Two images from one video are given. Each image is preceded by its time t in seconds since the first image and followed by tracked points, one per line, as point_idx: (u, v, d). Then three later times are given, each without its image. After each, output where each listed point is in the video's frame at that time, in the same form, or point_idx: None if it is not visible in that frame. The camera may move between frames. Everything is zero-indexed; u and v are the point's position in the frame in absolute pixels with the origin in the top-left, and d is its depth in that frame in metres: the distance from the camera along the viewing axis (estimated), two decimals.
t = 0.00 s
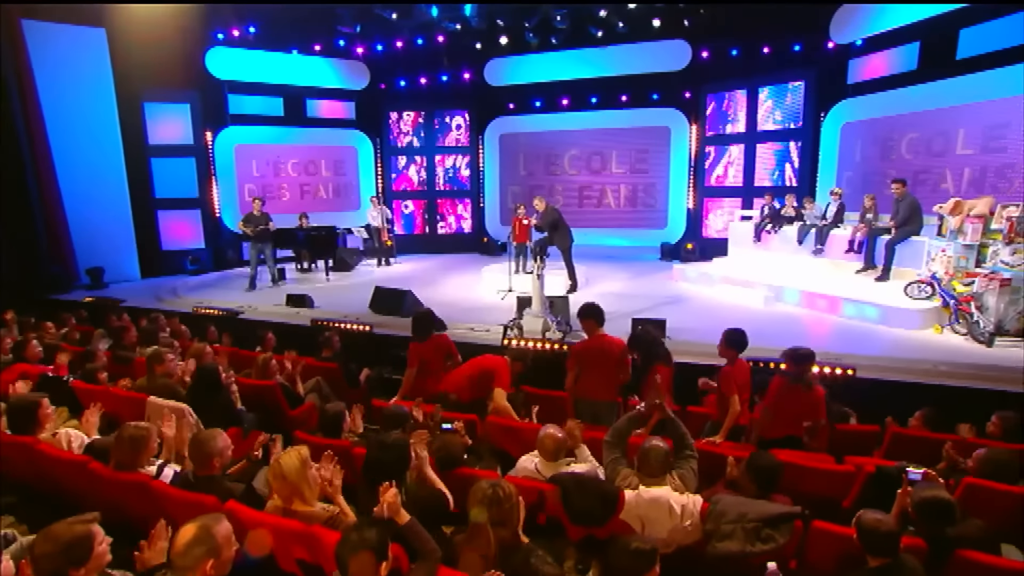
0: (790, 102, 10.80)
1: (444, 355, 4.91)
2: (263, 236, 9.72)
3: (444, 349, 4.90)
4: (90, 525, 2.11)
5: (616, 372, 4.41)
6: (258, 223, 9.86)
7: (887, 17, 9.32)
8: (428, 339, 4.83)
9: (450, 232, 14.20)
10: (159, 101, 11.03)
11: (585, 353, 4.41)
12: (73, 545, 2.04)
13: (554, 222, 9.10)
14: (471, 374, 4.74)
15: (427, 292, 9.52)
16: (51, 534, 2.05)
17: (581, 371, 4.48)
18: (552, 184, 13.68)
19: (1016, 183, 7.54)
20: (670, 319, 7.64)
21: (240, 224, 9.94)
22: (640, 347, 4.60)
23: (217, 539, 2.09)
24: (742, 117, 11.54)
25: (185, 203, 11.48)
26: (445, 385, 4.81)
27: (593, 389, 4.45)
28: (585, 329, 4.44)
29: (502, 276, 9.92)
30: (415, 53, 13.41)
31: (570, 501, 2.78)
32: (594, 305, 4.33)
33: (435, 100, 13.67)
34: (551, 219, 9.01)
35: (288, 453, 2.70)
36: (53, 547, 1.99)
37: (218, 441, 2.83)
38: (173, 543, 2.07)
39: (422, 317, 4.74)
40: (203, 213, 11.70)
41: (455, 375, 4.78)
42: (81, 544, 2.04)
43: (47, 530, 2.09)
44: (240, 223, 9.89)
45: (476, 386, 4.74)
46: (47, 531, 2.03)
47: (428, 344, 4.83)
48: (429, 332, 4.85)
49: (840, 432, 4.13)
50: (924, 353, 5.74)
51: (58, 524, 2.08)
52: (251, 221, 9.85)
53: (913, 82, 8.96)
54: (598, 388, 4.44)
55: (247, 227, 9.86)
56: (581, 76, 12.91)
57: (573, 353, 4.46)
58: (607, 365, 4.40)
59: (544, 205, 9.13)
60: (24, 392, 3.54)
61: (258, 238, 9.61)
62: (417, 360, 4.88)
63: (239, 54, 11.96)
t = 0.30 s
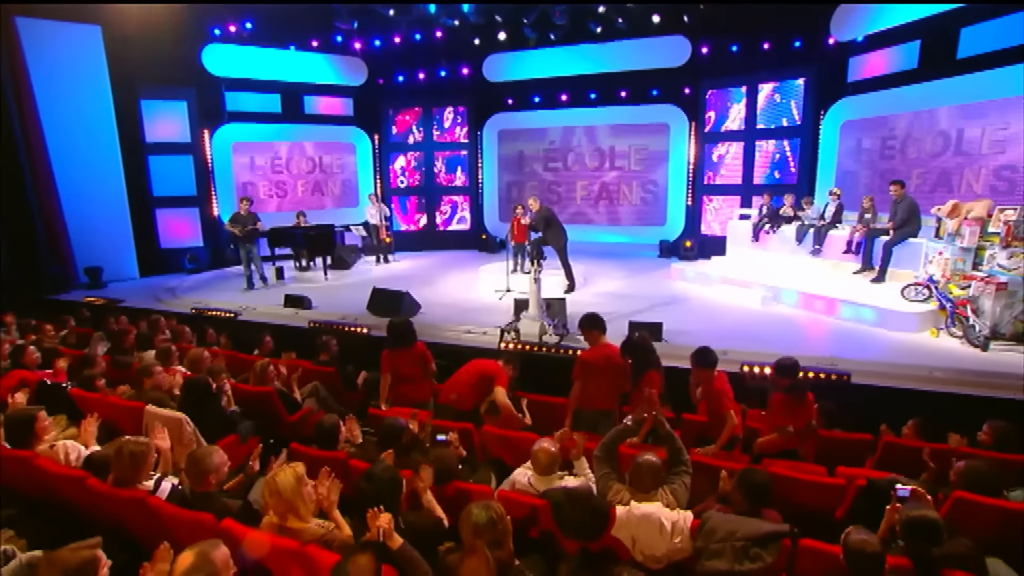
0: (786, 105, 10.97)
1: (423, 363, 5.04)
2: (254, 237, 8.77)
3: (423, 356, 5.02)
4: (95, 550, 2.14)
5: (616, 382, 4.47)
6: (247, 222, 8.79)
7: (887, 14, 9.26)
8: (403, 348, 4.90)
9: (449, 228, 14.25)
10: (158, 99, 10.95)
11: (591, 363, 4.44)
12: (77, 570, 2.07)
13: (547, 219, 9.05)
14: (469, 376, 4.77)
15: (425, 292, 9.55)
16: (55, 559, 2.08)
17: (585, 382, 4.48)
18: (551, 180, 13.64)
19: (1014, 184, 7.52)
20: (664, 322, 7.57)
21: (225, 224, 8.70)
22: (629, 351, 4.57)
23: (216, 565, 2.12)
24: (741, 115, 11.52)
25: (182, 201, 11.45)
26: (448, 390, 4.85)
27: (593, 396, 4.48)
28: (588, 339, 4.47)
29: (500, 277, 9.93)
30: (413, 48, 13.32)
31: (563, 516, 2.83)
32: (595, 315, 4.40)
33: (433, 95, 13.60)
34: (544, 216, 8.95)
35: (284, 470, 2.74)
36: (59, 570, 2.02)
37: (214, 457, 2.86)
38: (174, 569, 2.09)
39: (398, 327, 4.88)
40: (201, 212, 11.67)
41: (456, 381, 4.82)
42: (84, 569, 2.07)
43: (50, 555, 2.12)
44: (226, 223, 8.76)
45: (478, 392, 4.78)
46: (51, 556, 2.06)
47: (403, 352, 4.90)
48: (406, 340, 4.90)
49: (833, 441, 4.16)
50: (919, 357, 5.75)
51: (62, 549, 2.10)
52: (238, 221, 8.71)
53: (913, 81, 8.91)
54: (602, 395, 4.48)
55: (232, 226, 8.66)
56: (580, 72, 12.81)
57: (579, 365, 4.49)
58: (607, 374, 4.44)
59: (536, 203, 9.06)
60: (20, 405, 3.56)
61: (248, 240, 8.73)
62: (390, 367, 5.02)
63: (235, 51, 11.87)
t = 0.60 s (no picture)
0: (787, 100, 10.89)
1: (399, 369, 5.36)
2: (248, 236, 8.70)
3: (398, 363, 5.34)
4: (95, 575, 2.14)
5: (611, 388, 4.48)
6: (241, 221, 8.72)
7: (889, 10, 9.17)
8: (380, 347, 5.32)
9: (448, 224, 14.21)
10: (153, 95, 10.89)
11: (590, 370, 4.41)
12: None
13: (540, 214, 9.00)
14: (464, 378, 4.80)
15: (424, 291, 9.56)
16: None
17: (588, 391, 4.49)
18: (550, 176, 13.56)
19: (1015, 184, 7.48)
20: (661, 322, 7.56)
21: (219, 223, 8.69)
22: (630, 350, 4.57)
23: None
24: (741, 111, 11.46)
25: (180, 197, 11.41)
26: (444, 394, 4.87)
27: (592, 401, 4.49)
28: (582, 346, 4.45)
29: (497, 275, 9.86)
30: (411, 42, 13.21)
31: (556, 530, 2.85)
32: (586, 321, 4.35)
33: (432, 90, 13.50)
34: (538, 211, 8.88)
35: (279, 485, 2.71)
36: None
37: (210, 472, 2.86)
38: None
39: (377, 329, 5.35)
40: (199, 208, 11.63)
41: (450, 385, 4.84)
42: None
43: None
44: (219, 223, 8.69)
45: (474, 393, 4.78)
46: None
47: (380, 352, 5.31)
48: (385, 338, 5.36)
49: (829, 448, 4.17)
50: (916, 361, 5.73)
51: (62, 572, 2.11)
52: (231, 221, 8.65)
53: (915, 78, 8.83)
54: (600, 398, 4.49)
55: (225, 226, 8.62)
56: (579, 67, 12.71)
57: (578, 372, 4.48)
58: (601, 380, 4.45)
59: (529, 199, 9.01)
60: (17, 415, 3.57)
61: (242, 239, 8.64)
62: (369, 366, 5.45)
63: (231, 46, 11.82)
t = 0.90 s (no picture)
0: (787, 93, 10.77)
1: (389, 372, 5.40)
2: (240, 235, 8.69)
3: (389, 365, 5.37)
4: None
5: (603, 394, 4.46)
6: (233, 219, 8.67)
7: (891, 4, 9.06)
8: (372, 350, 5.34)
9: (446, 217, 14.19)
10: (146, 88, 10.76)
11: (571, 374, 4.43)
12: None
13: (538, 213, 8.99)
14: (455, 382, 4.77)
15: (420, 288, 9.55)
16: None
17: (574, 396, 4.48)
18: (548, 169, 13.46)
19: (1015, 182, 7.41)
20: (657, 322, 7.54)
21: (211, 220, 8.63)
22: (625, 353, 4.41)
23: None
24: (741, 104, 11.33)
25: (175, 191, 11.34)
26: (436, 398, 4.82)
27: (582, 405, 4.49)
28: (568, 350, 4.45)
29: (493, 274, 10.03)
30: (408, 33, 13.03)
31: (547, 547, 2.85)
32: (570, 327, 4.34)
33: (429, 81, 13.35)
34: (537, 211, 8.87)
35: (270, 504, 2.72)
36: None
37: (202, 490, 2.87)
38: None
39: (370, 330, 5.33)
40: (194, 202, 11.56)
41: (445, 390, 4.79)
42: None
43: None
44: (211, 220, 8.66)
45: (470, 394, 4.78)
46: None
47: (370, 355, 5.33)
48: (378, 341, 5.36)
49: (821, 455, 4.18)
50: (911, 364, 5.72)
51: None
52: (223, 219, 8.60)
53: (915, 73, 8.73)
54: (590, 402, 4.48)
55: (217, 224, 8.58)
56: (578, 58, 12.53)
57: (562, 376, 4.48)
58: (590, 385, 4.43)
59: (529, 199, 9.01)
60: (8, 428, 3.56)
61: (235, 238, 8.65)
62: (360, 368, 5.43)
63: (223, 37, 11.53)
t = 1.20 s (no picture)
0: (786, 86, 10.67)
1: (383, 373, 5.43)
2: (234, 230, 8.60)
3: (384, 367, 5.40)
4: None
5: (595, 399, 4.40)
6: (227, 214, 8.55)
7: None
8: (369, 353, 5.33)
9: (443, 209, 14.10)
10: (137, 79, 10.60)
11: (557, 374, 4.41)
12: None
13: (534, 210, 8.97)
14: (448, 387, 4.72)
15: (416, 284, 9.51)
16: None
17: (559, 400, 4.47)
18: (545, 161, 13.34)
19: (1015, 179, 7.35)
20: (654, 320, 7.50)
21: (204, 214, 8.47)
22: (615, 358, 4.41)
23: None
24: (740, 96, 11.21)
25: (169, 184, 11.24)
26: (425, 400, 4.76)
27: (577, 407, 4.47)
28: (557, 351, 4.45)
29: (489, 269, 10.05)
30: (403, 22, 12.84)
31: (540, 561, 2.84)
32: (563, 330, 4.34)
33: (426, 72, 13.18)
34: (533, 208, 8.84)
35: (260, 520, 2.71)
36: None
37: (193, 505, 2.84)
38: None
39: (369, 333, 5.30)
40: (188, 195, 11.46)
41: (438, 393, 4.73)
42: None
43: None
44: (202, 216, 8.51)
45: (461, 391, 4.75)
46: None
47: (364, 358, 5.33)
48: (376, 343, 5.33)
49: (816, 461, 4.17)
50: (908, 366, 5.69)
51: None
52: (216, 214, 8.46)
53: (919, 67, 8.64)
54: (583, 405, 4.48)
55: (210, 219, 8.43)
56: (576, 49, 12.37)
57: (544, 376, 4.49)
58: (581, 387, 4.42)
59: (526, 195, 9.00)
60: None
61: (228, 233, 8.56)
62: (352, 370, 5.41)
63: (215, 27, 11.34)
